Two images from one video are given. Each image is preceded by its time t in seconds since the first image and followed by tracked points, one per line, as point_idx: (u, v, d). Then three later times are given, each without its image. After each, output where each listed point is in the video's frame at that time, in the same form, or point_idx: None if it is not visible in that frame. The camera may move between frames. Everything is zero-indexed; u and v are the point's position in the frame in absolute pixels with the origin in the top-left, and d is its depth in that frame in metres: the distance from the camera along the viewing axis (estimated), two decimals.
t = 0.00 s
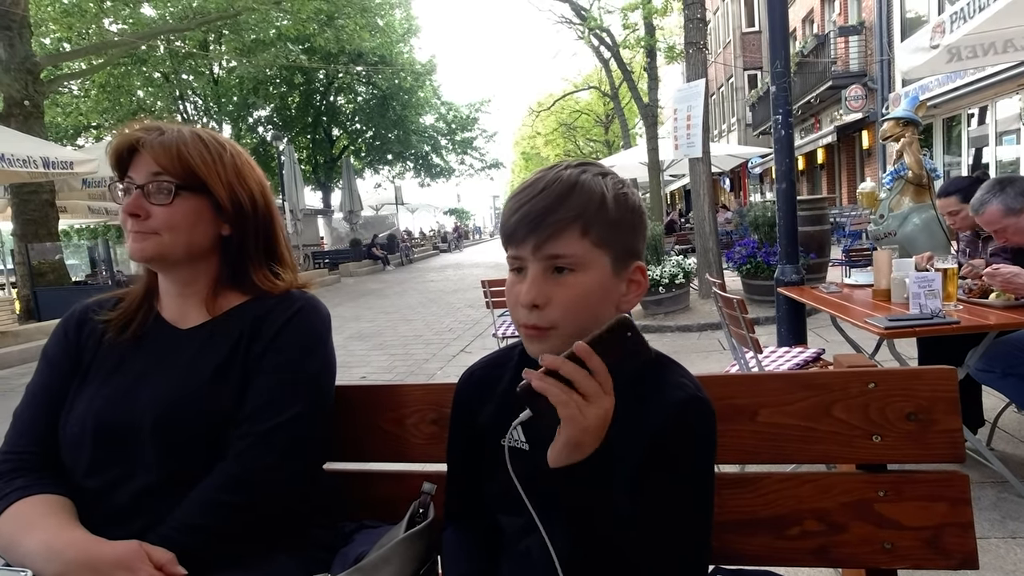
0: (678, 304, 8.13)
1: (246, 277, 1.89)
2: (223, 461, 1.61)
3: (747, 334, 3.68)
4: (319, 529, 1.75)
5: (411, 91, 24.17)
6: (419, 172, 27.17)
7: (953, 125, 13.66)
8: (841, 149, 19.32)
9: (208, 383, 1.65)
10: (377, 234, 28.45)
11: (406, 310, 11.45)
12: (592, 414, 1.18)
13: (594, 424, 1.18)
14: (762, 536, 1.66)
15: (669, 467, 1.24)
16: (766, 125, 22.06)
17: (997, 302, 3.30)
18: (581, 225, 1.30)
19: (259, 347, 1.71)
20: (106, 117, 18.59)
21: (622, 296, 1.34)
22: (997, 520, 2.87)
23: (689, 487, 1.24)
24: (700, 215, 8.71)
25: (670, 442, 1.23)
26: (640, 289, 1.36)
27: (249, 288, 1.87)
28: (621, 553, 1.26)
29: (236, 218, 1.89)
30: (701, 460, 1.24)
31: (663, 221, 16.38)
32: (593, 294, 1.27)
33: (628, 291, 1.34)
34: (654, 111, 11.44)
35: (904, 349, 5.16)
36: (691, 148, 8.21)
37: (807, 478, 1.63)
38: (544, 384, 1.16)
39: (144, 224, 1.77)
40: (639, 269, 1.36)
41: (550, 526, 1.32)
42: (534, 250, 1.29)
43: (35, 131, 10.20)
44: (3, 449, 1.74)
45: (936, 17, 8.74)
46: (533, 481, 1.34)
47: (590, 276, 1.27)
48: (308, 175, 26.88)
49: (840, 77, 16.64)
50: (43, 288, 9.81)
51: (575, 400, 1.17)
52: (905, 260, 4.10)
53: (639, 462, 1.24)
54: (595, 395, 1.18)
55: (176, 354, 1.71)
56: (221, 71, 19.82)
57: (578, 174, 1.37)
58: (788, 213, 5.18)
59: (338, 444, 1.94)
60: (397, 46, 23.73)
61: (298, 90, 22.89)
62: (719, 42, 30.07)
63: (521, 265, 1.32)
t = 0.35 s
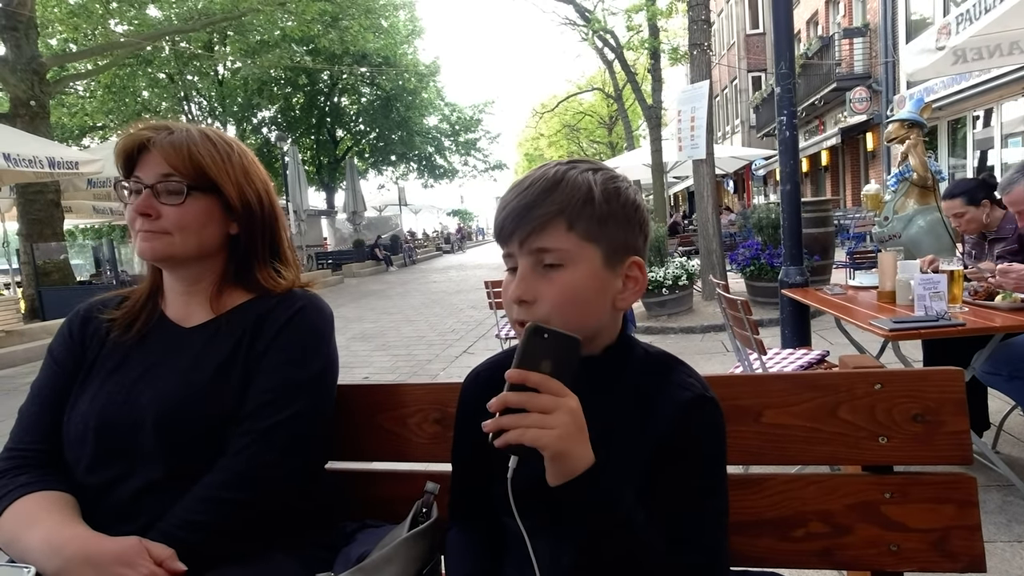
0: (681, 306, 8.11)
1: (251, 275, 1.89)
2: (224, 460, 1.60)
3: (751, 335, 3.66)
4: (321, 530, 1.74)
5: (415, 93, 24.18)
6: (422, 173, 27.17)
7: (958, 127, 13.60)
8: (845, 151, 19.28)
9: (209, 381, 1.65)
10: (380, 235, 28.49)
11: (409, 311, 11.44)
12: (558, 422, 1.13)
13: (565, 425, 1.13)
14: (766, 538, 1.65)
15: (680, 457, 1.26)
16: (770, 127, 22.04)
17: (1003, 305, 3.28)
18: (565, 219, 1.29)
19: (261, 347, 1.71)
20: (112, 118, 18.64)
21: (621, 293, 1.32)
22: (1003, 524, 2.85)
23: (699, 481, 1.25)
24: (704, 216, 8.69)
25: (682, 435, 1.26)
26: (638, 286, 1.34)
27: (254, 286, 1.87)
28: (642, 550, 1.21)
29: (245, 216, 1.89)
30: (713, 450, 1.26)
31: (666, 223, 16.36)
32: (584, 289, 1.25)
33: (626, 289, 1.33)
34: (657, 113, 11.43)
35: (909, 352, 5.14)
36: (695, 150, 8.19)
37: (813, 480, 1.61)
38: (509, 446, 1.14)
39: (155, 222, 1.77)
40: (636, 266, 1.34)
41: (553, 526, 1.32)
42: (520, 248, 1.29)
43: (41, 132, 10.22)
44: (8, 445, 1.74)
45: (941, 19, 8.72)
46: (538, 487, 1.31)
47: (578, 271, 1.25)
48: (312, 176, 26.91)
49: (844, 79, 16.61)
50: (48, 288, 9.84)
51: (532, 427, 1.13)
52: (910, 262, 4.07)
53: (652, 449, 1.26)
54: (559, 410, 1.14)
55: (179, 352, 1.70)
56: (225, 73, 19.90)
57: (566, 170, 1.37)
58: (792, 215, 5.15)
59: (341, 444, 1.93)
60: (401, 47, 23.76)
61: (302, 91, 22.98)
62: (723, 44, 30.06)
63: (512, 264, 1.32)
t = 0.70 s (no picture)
0: (686, 307, 8.09)
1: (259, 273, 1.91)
2: (227, 458, 1.61)
3: (756, 336, 3.64)
4: (325, 530, 1.74)
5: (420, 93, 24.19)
6: (427, 174, 27.20)
7: (966, 128, 13.52)
8: (851, 152, 19.21)
9: (212, 380, 1.65)
10: (385, 235, 28.53)
11: (414, 311, 11.45)
12: (584, 425, 1.15)
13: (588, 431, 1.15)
14: (772, 539, 1.64)
15: (683, 453, 1.25)
16: (776, 128, 21.99)
17: (1010, 306, 3.26)
18: (574, 211, 1.29)
19: (264, 345, 1.71)
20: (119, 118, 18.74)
21: (624, 285, 1.32)
22: (1011, 527, 2.83)
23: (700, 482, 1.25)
24: (709, 217, 8.67)
25: (686, 433, 1.25)
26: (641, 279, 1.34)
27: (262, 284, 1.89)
28: (643, 552, 1.23)
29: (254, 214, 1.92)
30: (717, 447, 1.25)
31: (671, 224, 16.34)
32: (589, 280, 1.25)
33: (629, 282, 1.32)
34: (663, 113, 11.40)
35: (915, 354, 5.11)
36: (700, 150, 8.17)
37: (817, 481, 1.61)
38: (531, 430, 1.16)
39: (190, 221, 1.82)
40: (639, 259, 1.33)
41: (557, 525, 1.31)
42: (528, 239, 1.30)
43: (49, 131, 10.26)
44: (14, 444, 1.74)
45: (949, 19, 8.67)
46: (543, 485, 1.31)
47: (585, 260, 1.26)
48: (317, 176, 26.98)
49: (851, 80, 16.53)
50: (56, 287, 9.88)
51: (561, 421, 1.15)
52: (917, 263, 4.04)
53: (654, 446, 1.25)
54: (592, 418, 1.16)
55: (183, 351, 1.70)
56: (232, 73, 19.98)
57: (572, 165, 1.38)
58: (797, 216, 5.12)
59: (345, 442, 1.93)
60: (406, 47, 23.79)
61: (308, 92, 23.07)
62: (728, 45, 30.03)
63: (519, 255, 1.32)
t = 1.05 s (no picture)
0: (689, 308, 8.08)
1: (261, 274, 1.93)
2: (228, 457, 1.60)
3: (758, 336, 3.63)
4: (324, 529, 1.73)
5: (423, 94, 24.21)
6: (430, 174, 27.22)
7: (970, 129, 13.48)
8: (854, 153, 19.18)
9: (213, 378, 1.65)
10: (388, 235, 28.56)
11: (416, 312, 11.46)
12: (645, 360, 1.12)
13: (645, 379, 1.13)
14: (773, 540, 1.64)
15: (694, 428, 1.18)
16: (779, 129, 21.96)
17: (1014, 308, 3.26)
18: (589, 211, 1.29)
19: (265, 343, 1.71)
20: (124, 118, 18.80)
21: (629, 283, 1.34)
22: (1014, 530, 2.81)
23: (708, 466, 1.19)
24: (711, 218, 8.65)
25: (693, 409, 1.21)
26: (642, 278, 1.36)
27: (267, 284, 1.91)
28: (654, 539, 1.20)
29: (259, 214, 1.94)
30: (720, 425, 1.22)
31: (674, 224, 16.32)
32: (608, 279, 1.26)
33: (632, 280, 1.35)
34: (666, 114, 11.38)
35: (918, 356, 5.09)
36: (704, 151, 8.15)
37: (819, 483, 1.60)
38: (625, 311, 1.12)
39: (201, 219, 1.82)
40: (640, 259, 1.36)
41: (559, 521, 1.30)
42: (545, 239, 1.29)
43: (54, 131, 10.28)
44: (14, 443, 1.74)
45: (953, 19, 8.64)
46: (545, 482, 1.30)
47: (606, 261, 1.27)
48: (320, 177, 27.02)
49: (855, 81, 16.46)
50: (59, 286, 9.89)
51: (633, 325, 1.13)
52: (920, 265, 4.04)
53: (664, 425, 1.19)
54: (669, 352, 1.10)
55: (184, 349, 1.70)
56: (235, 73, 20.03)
57: (575, 166, 1.38)
58: (801, 217, 5.11)
59: (345, 443, 1.93)
60: (410, 48, 23.80)
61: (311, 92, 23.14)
62: (732, 46, 30.01)
63: (533, 255, 1.31)
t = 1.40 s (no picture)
0: (690, 309, 8.06)
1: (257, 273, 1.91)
2: (226, 458, 1.59)
3: (760, 338, 3.61)
4: (321, 531, 1.71)
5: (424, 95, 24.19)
6: (431, 176, 27.20)
7: (972, 131, 13.45)
8: (855, 155, 19.17)
9: (211, 378, 1.63)
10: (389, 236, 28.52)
11: (417, 313, 11.43)
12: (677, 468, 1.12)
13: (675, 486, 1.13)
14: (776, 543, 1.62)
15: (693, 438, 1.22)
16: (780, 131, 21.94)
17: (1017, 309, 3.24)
18: (578, 205, 1.28)
19: (264, 343, 1.69)
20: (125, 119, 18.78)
21: (622, 279, 1.32)
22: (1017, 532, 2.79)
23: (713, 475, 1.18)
24: (712, 219, 8.63)
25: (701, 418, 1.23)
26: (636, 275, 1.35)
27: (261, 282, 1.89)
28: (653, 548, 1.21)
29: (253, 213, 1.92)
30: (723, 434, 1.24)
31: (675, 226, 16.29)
32: (597, 273, 1.25)
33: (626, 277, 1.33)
34: (666, 115, 11.36)
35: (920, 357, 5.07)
36: (705, 152, 8.12)
37: (822, 485, 1.59)
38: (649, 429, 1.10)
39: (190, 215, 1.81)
40: (634, 255, 1.34)
41: (557, 523, 1.29)
42: (533, 233, 1.27)
43: (55, 132, 10.26)
44: (10, 443, 1.72)
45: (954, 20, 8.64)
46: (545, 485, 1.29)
47: (594, 255, 1.25)
48: (321, 178, 27.00)
49: (856, 83, 16.43)
50: (59, 287, 9.87)
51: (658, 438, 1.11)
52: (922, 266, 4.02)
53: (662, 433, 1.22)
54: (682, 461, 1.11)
55: (181, 349, 1.69)
56: (237, 74, 20.01)
57: (569, 161, 1.36)
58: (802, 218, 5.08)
59: (344, 443, 1.92)
60: (411, 50, 23.80)
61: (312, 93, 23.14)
62: (733, 48, 29.99)
63: (522, 251, 1.29)
